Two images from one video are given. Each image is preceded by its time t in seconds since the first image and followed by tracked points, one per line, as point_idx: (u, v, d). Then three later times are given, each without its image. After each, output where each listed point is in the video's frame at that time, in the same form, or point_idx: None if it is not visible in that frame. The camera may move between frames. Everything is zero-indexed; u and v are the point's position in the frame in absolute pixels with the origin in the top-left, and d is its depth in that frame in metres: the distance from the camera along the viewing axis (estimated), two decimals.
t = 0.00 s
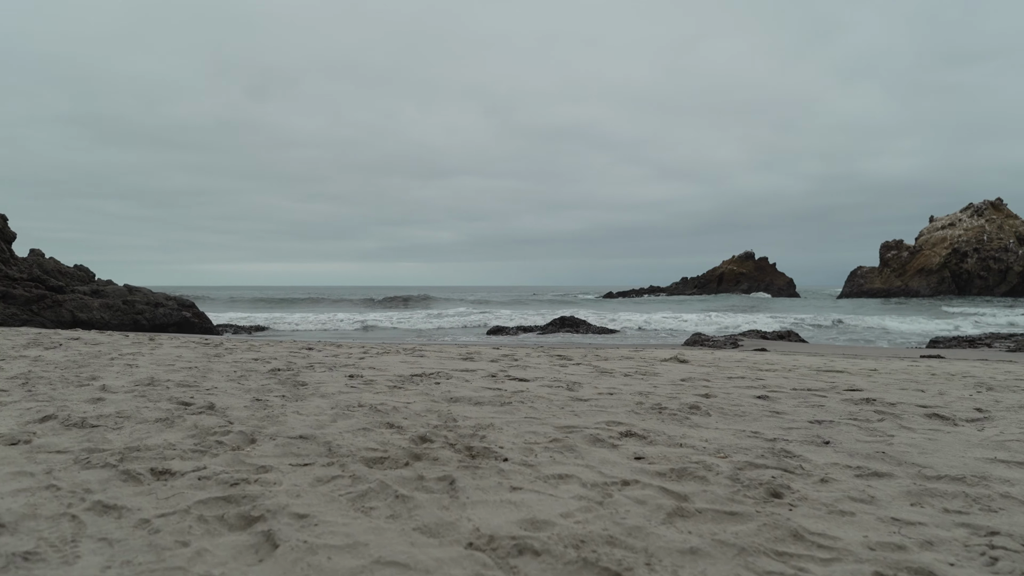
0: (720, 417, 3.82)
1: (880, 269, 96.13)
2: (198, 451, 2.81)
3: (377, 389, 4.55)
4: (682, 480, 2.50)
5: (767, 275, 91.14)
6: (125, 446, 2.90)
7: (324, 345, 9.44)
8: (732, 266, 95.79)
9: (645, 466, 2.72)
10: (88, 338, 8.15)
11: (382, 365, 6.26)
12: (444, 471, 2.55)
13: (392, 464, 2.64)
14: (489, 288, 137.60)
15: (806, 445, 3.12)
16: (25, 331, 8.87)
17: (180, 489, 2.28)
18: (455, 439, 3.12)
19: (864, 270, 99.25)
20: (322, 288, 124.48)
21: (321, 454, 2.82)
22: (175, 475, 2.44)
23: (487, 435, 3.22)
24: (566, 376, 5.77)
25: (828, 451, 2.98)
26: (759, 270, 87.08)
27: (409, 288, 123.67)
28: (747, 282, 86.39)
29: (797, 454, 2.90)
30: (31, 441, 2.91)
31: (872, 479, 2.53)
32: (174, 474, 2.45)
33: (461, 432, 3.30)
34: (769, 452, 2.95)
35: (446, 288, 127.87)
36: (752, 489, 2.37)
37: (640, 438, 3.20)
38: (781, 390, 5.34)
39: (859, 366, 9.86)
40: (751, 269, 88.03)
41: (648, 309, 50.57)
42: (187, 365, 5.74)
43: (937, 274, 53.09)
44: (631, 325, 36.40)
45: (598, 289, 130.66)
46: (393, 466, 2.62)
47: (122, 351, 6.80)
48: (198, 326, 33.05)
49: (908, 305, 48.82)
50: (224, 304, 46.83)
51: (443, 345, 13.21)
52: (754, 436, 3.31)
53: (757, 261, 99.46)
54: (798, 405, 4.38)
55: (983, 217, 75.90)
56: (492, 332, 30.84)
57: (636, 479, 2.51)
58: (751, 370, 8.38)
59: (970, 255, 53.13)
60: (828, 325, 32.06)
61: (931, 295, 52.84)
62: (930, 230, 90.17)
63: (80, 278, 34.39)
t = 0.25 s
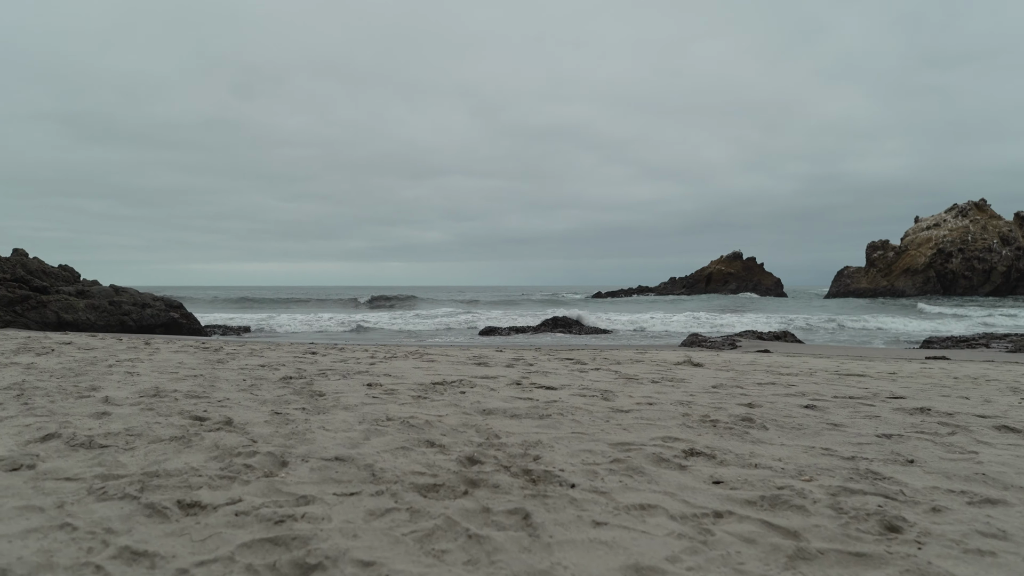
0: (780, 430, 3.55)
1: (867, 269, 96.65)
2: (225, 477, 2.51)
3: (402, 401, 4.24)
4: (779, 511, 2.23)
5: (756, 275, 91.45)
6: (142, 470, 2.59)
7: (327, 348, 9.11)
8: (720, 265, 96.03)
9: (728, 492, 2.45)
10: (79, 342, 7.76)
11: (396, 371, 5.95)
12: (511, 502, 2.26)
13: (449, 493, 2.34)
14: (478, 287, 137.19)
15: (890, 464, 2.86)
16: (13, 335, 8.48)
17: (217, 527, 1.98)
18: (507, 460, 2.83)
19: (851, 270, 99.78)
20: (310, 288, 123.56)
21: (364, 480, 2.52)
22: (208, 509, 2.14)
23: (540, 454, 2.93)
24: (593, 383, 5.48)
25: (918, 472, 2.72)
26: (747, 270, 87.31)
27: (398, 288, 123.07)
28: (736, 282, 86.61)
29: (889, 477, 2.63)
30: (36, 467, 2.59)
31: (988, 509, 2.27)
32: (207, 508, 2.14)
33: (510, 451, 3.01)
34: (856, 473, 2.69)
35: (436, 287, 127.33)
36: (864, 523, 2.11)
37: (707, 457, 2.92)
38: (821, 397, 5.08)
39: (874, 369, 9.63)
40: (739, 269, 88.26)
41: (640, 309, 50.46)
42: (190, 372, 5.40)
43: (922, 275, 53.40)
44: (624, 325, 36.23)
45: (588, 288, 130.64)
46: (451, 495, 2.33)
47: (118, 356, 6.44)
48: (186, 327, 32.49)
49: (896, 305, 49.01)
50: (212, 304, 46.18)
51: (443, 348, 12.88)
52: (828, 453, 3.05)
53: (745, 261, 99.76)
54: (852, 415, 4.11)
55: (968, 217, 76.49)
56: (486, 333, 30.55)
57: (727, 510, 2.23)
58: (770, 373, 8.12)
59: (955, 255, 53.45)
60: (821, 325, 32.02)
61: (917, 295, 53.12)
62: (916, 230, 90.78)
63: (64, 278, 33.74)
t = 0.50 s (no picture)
0: (835, 443, 3.34)
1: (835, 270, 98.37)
2: (256, 509, 2.20)
3: (421, 412, 3.95)
4: (891, 543, 2.00)
5: (727, 276, 92.41)
6: (157, 501, 2.27)
7: (316, 352, 8.75)
8: (692, 266, 96.92)
9: (822, 519, 2.21)
10: (52, 348, 7.31)
11: (401, 378, 5.62)
12: (593, 536, 1.99)
13: (519, 526, 2.07)
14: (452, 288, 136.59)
15: (974, 482, 2.66)
16: None
17: None
18: (564, 482, 2.57)
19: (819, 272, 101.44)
20: (280, 288, 121.81)
21: (415, 510, 2.23)
22: (249, 552, 1.83)
23: (597, 475, 2.68)
24: (609, 390, 5.24)
25: (1010, 491, 2.52)
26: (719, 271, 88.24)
27: (370, 288, 121.94)
28: (707, 283, 87.45)
29: (983, 498, 2.43)
30: (32, 499, 2.25)
31: None
32: (248, 550, 1.84)
33: (561, 471, 2.74)
34: (946, 494, 2.48)
35: (409, 288, 126.48)
36: (992, 557, 1.89)
37: (778, 476, 2.69)
38: (850, 404, 4.89)
39: (872, 371, 9.55)
40: (711, 270, 89.11)
41: (615, 310, 50.54)
42: (181, 381, 5.03)
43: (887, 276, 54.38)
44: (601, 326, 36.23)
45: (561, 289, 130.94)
46: (521, 529, 2.05)
47: (98, 363, 6.03)
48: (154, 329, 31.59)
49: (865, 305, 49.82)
50: (181, 305, 45.17)
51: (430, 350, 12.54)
52: (901, 469, 2.84)
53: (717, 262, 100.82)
54: (897, 425, 3.93)
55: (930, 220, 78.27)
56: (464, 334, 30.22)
57: (835, 542, 1.99)
58: (776, 376, 7.96)
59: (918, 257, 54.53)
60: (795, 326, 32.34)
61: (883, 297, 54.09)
62: (881, 233, 92.64)
63: (26, 278, 32.57)
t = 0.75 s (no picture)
0: (901, 442, 3.15)
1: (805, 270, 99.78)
2: (313, 524, 1.92)
3: (451, 413, 3.67)
4: None
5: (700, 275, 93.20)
6: (194, 518, 1.98)
7: (307, 352, 8.41)
8: (665, 266, 97.58)
9: (941, 528, 2.00)
10: (27, 347, 6.88)
11: (412, 377, 5.34)
12: (709, 552, 1.75)
13: (621, 542, 1.82)
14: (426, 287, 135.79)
15: None
16: None
17: None
18: (642, 489, 2.32)
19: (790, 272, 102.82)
20: (251, 288, 119.86)
21: (493, 523, 1.97)
22: None
23: (673, 480, 2.44)
24: (631, 388, 5.03)
25: None
26: (692, 271, 88.93)
27: (343, 288, 120.64)
28: (681, 283, 88.08)
29: None
30: (48, 516, 1.94)
31: None
32: None
33: (632, 475, 2.50)
34: None
35: (383, 287, 125.39)
36: None
37: (867, 479, 2.48)
38: (885, 401, 4.72)
39: (872, 368, 9.47)
40: (684, 270, 89.75)
41: (593, 309, 50.56)
42: (178, 382, 4.69)
43: (855, 275, 55.23)
44: (580, 325, 36.19)
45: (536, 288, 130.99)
46: (624, 545, 1.81)
47: (81, 363, 5.65)
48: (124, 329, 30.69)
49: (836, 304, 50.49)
50: (150, 305, 44.10)
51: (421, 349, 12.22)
52: (989, 470, 2.65)
53: (690, 262, 101.61)
54: (950, 423, 3.75)
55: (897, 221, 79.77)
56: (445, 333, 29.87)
57: (974, 555, 1.79)
58: (783, 374, 7.82)
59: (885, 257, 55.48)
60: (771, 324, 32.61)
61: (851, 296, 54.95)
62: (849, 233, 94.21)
63: None
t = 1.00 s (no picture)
0: (997, 457, 2.93)
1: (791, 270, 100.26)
2: (407, 566, 1.67)
3: (500, 424, 3.42)
4: None
5: (687, 275, 93.39)
6: (267, 558, 1.72)
7: (314, 355, 8.13)
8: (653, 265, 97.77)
9: None
10: (23, 350, 6.56)
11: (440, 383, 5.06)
12: None
13: None
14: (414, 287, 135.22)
15: None
16: None
17: None
18: (755, 516, 2.08)
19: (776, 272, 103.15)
20: (237, 288, 118.73)
21: (610, 563, 1.72)
22: None
23: (781, 505, 2.20)
24: (671, 394, 4.81)
25: None
26: (680, 271, 89.19)
27: (330, 288, 119.85)
28: (668, 282, 88.23)
29: None
30: (94, 559, 1.67)
31: None
32: None
33: (734, 499, 2.25)
34: None
35: (370, 287, 124.72)
36: None
37: (990, 502, 2.26)
38: (939, 406, 4.52)
39: (888, 370, 9.31)
40: (672, 270, 89.93)
41: (583, 309, 50.43)
42: (194, 389, 4.41)
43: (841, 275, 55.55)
44: (572, 325, 35.98)
45: (524, 288, 130.89)
46: None
47: (85, 368, 5.34)
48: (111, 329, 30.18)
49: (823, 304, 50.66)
50: (136, 304, 43.47)
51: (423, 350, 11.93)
52: None
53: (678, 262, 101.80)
54: None
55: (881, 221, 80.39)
56: (437, 333, 29.54)
57: None
58: (806, 376, 7.61)
59: (870, 257, 55.81)
60: (763, 324, 32.64)
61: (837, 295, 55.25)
62: (835, 233, 94.82)
63: None
